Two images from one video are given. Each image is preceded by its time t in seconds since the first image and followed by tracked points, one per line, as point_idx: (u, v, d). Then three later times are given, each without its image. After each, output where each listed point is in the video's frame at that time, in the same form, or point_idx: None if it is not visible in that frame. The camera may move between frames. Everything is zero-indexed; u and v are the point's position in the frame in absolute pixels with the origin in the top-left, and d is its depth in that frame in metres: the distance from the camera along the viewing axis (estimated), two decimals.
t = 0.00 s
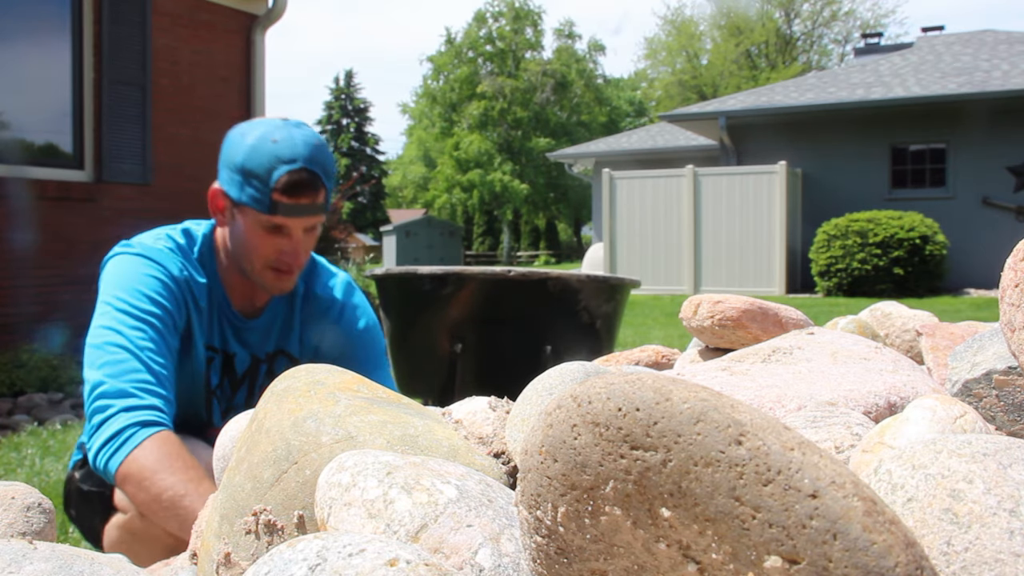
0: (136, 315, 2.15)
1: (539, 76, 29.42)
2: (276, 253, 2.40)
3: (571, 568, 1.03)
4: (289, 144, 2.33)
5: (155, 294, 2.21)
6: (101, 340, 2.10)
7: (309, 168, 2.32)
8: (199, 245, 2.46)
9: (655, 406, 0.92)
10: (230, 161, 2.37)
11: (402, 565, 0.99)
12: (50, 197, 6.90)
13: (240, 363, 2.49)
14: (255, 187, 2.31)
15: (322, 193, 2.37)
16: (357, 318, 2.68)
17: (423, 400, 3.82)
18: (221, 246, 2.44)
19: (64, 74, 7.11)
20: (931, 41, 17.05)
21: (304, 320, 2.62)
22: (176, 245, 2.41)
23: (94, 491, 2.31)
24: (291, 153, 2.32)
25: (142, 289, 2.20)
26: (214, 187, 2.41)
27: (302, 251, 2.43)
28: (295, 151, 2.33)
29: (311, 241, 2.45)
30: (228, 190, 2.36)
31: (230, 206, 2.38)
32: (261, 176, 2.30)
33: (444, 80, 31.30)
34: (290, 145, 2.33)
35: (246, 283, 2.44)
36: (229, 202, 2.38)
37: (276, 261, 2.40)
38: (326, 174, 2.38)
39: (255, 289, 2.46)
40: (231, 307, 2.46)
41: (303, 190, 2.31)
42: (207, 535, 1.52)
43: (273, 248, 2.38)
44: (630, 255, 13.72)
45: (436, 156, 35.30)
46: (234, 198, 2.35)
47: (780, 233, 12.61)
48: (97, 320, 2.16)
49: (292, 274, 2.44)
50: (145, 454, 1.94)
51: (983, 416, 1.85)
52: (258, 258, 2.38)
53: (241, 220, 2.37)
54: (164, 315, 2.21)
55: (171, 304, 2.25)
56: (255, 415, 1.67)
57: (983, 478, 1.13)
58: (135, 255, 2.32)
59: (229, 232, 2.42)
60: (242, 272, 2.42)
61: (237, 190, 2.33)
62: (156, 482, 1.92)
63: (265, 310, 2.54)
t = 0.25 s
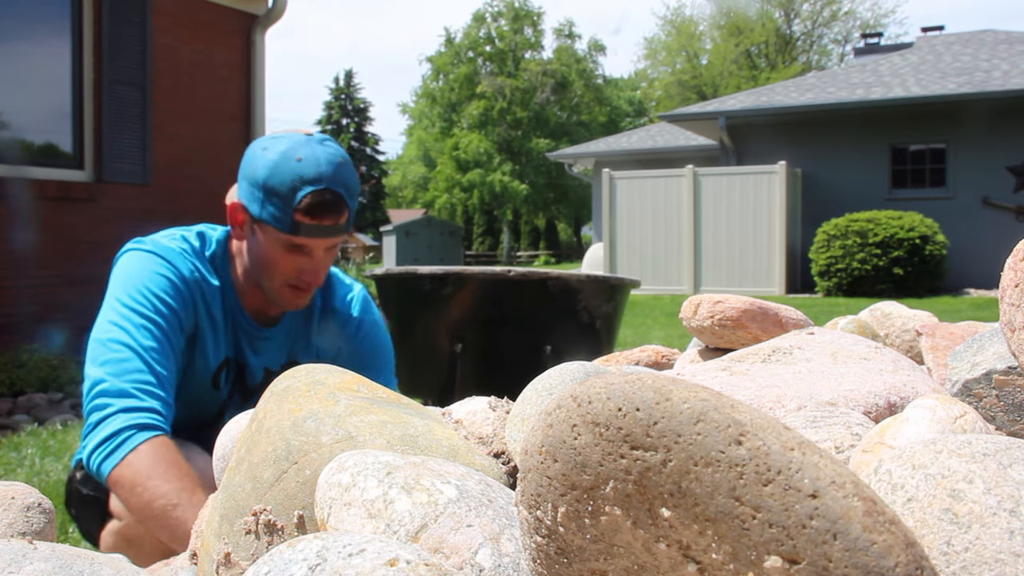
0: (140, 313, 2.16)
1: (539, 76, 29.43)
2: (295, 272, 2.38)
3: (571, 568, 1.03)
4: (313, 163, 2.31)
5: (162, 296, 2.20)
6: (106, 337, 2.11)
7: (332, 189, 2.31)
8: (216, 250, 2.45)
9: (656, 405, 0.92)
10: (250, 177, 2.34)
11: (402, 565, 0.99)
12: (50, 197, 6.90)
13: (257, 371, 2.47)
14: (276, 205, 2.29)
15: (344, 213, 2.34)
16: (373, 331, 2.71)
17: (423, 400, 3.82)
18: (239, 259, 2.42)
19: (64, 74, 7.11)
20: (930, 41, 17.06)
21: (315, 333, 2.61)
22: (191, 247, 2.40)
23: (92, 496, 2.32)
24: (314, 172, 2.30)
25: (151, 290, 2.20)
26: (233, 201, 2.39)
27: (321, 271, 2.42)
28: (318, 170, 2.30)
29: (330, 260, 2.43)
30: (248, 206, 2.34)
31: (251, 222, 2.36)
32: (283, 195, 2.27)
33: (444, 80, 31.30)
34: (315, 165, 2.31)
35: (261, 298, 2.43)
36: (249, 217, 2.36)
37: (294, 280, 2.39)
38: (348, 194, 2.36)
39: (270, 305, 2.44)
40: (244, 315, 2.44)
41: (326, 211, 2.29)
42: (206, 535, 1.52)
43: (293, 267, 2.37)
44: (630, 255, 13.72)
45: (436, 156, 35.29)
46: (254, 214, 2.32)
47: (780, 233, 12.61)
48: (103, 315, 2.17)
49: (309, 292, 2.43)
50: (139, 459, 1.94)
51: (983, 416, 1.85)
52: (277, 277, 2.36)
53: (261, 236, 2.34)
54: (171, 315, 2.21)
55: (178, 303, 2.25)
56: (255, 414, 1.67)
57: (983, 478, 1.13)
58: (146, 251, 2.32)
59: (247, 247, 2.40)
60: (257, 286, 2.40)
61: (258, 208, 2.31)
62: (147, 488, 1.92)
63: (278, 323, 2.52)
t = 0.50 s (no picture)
0: (151, 307, 2.16)
1: (539, 76, 29.42)
2: (287, 260, 2.35)
3: (571, 567, 1.03)
4: (309, 149, 2.26)
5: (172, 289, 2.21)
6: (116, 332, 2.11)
7: (325, 176, 2.26)
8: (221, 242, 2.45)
9: (655, 406, 0.92)
10: (250, 164, 2.33)
11: (402, 565, 0.98)
12: (50, 197, 6.89)
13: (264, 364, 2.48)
14: (270, 191, 2.27)
15: (337, 201, 2.29)
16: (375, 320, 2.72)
17: (423, 400, 3.82)
18: (240, 248, 2.44)
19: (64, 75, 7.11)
20: (930, 41, 17.05)
21: (319, 325, 2.63)
22: (196, 239, 2.42)
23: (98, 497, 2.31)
24: (308, 158, 2.25)
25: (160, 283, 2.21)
26: (234, 188, 2.39)
27: (315, 260, 2.38)
28: (313, 156, 2.26)
29: (326, 250, 2.39)
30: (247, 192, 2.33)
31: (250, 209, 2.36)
32: (276, 182, 2.25)
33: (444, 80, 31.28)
34: (310, 150, 2.26)
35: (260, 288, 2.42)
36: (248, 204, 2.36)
37: (287, 268, 2.37)
38: (343, 182, 2.30)
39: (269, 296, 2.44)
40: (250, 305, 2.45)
41: (316, 197, 2.25)
42: (206, 535, 1.51)
43: (285, 255, 2.34)
44: (630, 255, 13.71)
45: (436, 156, 35.27)
46: (251, 201, 2.31)
47: (780, 233, 12.61)
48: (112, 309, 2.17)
49: (305, 281, 2.41)
50: (151, 461, 1.94)
51: (983, 416, 1.85)
52: (271, 264, 2.35)
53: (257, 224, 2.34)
54: (181, 307, 2.22)
55: (188, 295, 2.25)
56: (255, 415, 1.67)
57: (983, 478, 1.13)
58: (153, 244, 2.34)
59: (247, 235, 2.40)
60: (256, 276, 2.40)
61: (253, 195, 2.29)
62: (159, 492, 1.92)
63: (285, 315, 2.53)
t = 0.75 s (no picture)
0: (154, 317, 2.16)
1: (539, 76, 29.42)
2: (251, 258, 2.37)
3: (571, 568, 1.03)
4: (283, 152, 2.32)
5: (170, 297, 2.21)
6: (120, 342, 2.11)
7: (290, 176, 2.29)
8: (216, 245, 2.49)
9: (656, 405, 0.92)
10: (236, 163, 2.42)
11: (402, 565, 0.98)
12: (50, 197, 6.89)
13: (260, 366, 2.48)
14: (241, 187, 2.33)
15: (300, 203, 2.31)
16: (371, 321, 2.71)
17: (423, 400, 3.82)
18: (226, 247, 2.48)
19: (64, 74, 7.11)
20: (931, 41, 17.05)
21: (316, 328, 2.60)
22: (194, 244, 2.43)
23: (100, 493, 2.32)
24: (279, 158, 2.31)
25: (158, 291, 2.22)
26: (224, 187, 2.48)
27: (282, 262, 2.37)
28: (285, 157, 2.31)
29: (295, 254, 2.39)
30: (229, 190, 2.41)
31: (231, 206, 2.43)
32: (246, 178, 2.31)
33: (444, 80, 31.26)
34: (284, 152, 2.32)
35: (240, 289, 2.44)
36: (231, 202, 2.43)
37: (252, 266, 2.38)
38: (311, 186, 2.32)
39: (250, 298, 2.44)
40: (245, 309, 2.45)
41: (276, 195, 2.28)
42: (206, 535, 1.51)
43: (249, 251, 2.36)
44: (630, 255, 13.71)
45: (436, 156, 35.26)
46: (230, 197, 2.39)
47: (780, 233, 12.61)
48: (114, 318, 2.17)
49: (276, 285, 2.40)
50: (157, 471, 1.93)
51: (983, 416, 1.85)
52: (239, 260, 2.38)
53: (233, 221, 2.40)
54: (180, 316, 2.22)
55: (188, 304, 2.26)
56: (255, 415, 1.67)
57: (983, 478, 1.13)
58: (153, 253, 2.34)
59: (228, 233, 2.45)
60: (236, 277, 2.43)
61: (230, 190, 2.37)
62: (161, 501, 1.91)
63: (283, 319, 2.53)
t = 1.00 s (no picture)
0: (150, 328, 2.08)
1: (539, 76, 29.42)
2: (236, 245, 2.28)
3: (571, 568, 1.03)
4: (259, 134, 2.23)
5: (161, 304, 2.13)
6: (116, 358, 2.02)
7: (267, 158, 2.21)
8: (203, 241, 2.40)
9: (656, 406, 0.91)
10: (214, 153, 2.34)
11: (402, 566, 0.99)
12: (50, 197, 6.89)
13: (259, 359, 2.39)
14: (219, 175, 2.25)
15: (281, 184, 2.22)
16: (362, 304, 2.61)
17: (422, 401, 3.82)
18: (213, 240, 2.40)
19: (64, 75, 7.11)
20: (930, 41, 17.05)
21: (313, 315, 2.50)
22: (182, 249, 2.33)
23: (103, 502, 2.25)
24: (255, 142, 2.23)
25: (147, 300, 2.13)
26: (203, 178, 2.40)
27: (267, 247, 2.28)
28: (260, 141, 2.23)
29: (280, 238, 2.29)
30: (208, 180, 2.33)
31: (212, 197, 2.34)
32: (223, 165, 2.24)
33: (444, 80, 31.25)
34: (259, 135, 2.23)
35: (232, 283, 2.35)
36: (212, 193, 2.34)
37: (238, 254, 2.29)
38: (291, 167, 2.23)
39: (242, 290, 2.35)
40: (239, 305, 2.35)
41: (254, 178, 2.19)
42: (206, 535, 1.51)
43: (233, 239, 2.28)
44: (630, 255, 13.71)
45: (436, 156, 35.25)
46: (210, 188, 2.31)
47: (780, 232, 12.61)
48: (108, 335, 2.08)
49: (263, 271, 2.31)
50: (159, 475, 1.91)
51: (983, 416, 1.85)
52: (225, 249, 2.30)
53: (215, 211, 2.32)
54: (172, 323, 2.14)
55: (183, 314, 2.18)
56: (255, 415, 1.67)
57: (983, 478, 1.13)
58: (142, 262, 2.24)
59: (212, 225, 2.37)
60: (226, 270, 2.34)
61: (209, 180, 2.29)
62: (179, 515, 1.85)
63: (276, 308, 2.43)
